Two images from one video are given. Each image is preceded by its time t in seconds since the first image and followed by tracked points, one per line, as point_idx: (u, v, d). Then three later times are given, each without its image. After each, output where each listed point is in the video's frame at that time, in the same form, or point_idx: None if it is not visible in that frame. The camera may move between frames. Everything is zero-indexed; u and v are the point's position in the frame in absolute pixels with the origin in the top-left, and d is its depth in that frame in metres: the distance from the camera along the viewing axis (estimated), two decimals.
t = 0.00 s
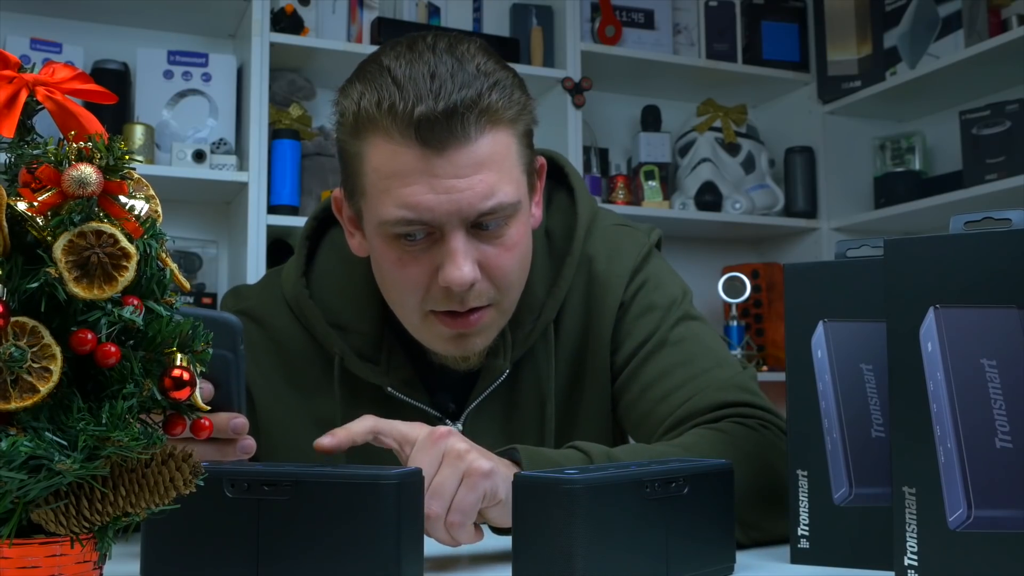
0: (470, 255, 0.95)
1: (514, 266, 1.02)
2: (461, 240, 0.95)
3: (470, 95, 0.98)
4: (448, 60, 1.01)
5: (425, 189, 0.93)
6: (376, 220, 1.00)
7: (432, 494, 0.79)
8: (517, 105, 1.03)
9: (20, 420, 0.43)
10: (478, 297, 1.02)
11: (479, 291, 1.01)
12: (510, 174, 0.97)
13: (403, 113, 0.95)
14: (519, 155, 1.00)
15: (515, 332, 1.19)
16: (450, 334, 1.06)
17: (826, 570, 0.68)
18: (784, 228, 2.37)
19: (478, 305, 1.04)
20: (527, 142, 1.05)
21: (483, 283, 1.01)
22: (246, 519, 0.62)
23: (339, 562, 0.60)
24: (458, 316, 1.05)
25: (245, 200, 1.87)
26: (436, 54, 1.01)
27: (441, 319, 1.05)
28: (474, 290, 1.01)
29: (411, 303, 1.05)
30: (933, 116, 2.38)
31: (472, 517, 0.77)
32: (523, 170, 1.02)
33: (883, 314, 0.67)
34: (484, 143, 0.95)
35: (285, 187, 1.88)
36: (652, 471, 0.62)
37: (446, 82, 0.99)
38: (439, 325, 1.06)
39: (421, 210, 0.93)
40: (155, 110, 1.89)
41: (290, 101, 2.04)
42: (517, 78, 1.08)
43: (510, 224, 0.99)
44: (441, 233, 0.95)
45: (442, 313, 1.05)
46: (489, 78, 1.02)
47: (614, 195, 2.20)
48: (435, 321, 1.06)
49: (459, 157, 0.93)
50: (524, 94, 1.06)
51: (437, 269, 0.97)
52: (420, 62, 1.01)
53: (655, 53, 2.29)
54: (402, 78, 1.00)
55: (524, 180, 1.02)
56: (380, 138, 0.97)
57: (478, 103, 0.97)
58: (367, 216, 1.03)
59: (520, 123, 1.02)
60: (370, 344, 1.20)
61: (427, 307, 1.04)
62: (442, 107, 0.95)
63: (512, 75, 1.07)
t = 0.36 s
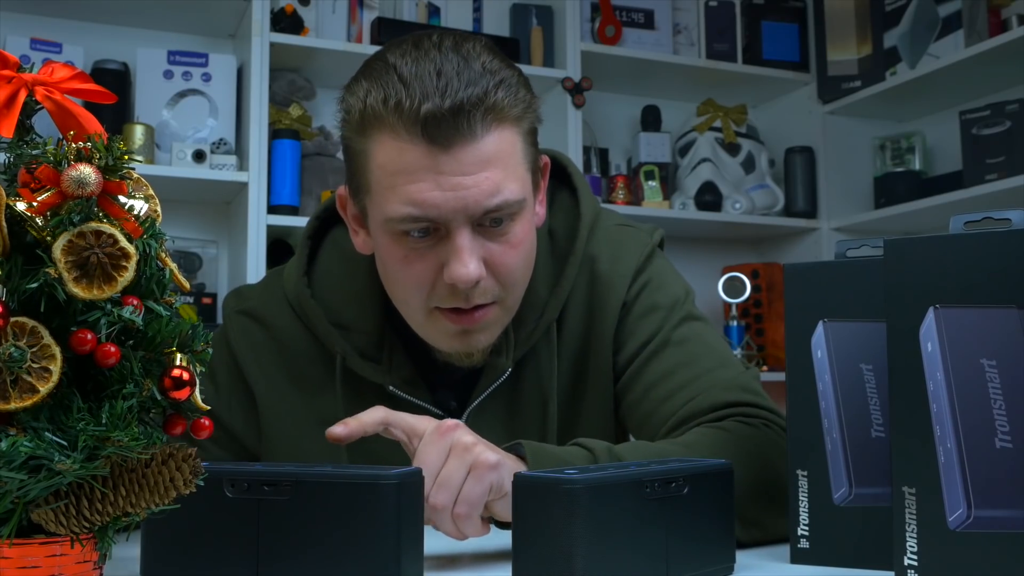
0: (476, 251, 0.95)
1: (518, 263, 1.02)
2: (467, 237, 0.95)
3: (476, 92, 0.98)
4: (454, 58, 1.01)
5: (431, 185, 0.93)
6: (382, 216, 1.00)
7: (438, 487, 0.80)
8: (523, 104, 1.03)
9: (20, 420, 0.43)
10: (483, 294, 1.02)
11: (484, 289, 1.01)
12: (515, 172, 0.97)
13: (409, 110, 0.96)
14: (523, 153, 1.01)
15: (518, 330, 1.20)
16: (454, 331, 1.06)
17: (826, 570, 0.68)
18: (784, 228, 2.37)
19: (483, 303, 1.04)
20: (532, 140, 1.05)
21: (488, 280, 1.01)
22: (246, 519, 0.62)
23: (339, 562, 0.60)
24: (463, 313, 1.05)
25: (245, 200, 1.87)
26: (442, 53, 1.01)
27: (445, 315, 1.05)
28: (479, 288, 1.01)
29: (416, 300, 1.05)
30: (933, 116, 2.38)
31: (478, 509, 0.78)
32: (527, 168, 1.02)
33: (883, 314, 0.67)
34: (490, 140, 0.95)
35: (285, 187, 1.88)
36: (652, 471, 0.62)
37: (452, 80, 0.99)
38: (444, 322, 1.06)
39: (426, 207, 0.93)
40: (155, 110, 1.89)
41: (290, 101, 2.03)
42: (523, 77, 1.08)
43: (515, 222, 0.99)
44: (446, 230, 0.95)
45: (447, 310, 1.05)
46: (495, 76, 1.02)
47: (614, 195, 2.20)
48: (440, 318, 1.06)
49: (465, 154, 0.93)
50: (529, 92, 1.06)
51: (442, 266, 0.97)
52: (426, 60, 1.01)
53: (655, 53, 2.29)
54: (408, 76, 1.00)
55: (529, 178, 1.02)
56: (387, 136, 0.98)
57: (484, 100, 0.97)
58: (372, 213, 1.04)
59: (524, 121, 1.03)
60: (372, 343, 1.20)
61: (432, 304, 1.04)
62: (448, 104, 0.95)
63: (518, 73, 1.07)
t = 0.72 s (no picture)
0: (480, 250, 0.95)
1: (521, 265, 1.02)
2: (472, 235, 0.95)
3: (495, 92, 0.98)
4: (478, 57, 1.02)
5: (443, 181, 0.93)
6: (390, 206, 1.00)
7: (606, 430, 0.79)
8: (540, 108, 1.03)
9: (20, 419, 0.43)
10: (485, 293, 1.02)
11: (486, 288, 1.01)
12: (527, 175, 0.97)
13: (428, 104, 0.96)
14: (536, 157, 1.01)
15: (524, 336, 1.19)
16: (453, 326, 1.06)
17: (826, 570, 0.68)
18: (784, 228, 2.37)
19: (483, 301, 1.04)
20: (545, 145, 1.05)
21: (490, 280, 1.00)
22: (245, 519, 0.62)
23: (339, 562, 0.60)
24: (463, 309, 1.05)
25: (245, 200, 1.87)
26: (467, 50, 1.02)
27: (445, 311, 1.05)
28: (480, 286, 1.00)
29: (418, 293, 1.04)
30: (933, 116, 2.38)
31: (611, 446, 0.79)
32: (539, 173, 1.02)
33: (883, 314, 0.67)
34: (504, 142, 0.95)
35: (285, 187, 1.88)
36: (651, 470, 0.62)
37: (474, 78, 1.00)
38: (443, 317, 1.06)
39: (435, 201, 0.93)
40: (155, 110, 1.89)
41: (291, 101, 2.03)
42: (543, 82, 1.09)
43: (522, 224, 0.99)
44: (452, 226, 0.95)
45: (446, 305, 1.05)
46: (515, 78, 1.03)
47: (614, 195, 2.20)
48: (440, 313, 1.06)
49: (480, 153, 0.93)
50: (548, 98, 1.06)
51: (445, 262, 0.97)
52: (449, 57, 1.02)
53: (655, 53, 2.29)
54: (430, 69, 1.01)
55: (539, 182, 1.02)
56: (403, 126, 0.98)
57: (501, 101, 0.97)
58: (381, 201, 1.04)
59: (540, 125, 1.03)
60: (371, 341, 1.19)
61: (432, 299, 1.04)
62: (467, 102, 0.95)
63: (539, 78, 1.07)
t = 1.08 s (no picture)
0: (481, 235, 0.95)
1: (524, 256, 1.02)
2: (475, 219, 0.95)
3: (512, 83, 0.98)
4: (500, 48, 1.03)
5: (451, 163, 0.94)
6: (400, 184, 1.00)
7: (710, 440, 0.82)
8: (557, 104, 1.03)
9: (20, 419, 0.43)
10: (485, 277, 1.02)
11: (486, 272, 1.01)
12: (536, 167, 0.98)
13: (444, 88, 0.97)
14: (548, 152, 1.01)
15: (535, 331, 1.19)
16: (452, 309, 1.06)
17: (826, 570, 0.68)
18: (784, 228, 2.37)
19: (484, 286, 1.04)
20: (560, 141, 1.05)
21: (491, 266, 1.01)
22: (246, 519, 0.62)
23: (340, 562, 0.60)
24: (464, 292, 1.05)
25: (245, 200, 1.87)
26: (490, 41, 1.03)
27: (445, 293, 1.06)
28: (480, 270, 1.01)
29: (419, 272, 1.05)
30: (933, 116, 2.38)
31: (699, 426, 0.86)
32: (550, 167, 1.02)
33: (884, 315, 0.67)
34: (516, 131, 0.96)
35: (285, 187, 1.89)
36: (650, 469, 0.62)
37: (492, 68, 1.00)
38: (443, 299, 1.06)
39: (442, 181, 0.94)
40: (155, 110, 1.89)
41: (291, 101, 2.03)
42: (566, 79, 1.09)
43: (528, 215, 0.99)
44: (457, 209, 0.96)
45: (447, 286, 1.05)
46: (536, 71, 1.03)
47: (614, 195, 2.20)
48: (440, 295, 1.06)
49: (490, 140, 0.94)
50: (569, 96, 1.07)
51: (448, 243, 0.98)
52: (473, 45, 1.03)
53: (655, 53, 2.29)
54: (453, 56, 1.02)
55: (549, 176, 1.02)
56: (420, 107, 0.99)
57: (516, 92, 0.98)
58: (394, 178, 1.04)
59: (555, 120, 1.03)
60: (385, 332, 1.19)
61: (433, 279, 1.05)
62: (481, 90, 0.96)
63: (562, 75, 1.08)
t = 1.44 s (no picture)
0: (505, 232, 0.95)
1: (546, 253, 1.02)
2: (499, 217, 0.95)
3: (534, 83, 0.98)
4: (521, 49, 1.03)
5: (476, 162, 0.94)
6: (422, 183, 1.00)
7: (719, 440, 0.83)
8: (578, 103, 1.03)
9: (20, 419, 0.43)
10: (507, 274, 1.02)
11: (508, 270, 1.01)
12: (558, 165, 0.98)
13: (468, 88, 0.97)
14: (569, 150, 1.01)
15: (552, 340, 1.18)
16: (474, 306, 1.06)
17: (826, 570, 0.68)
18: (784, 228, 2.37)
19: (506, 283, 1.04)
20: (579, 140, 1.05)
21: (514, 263, 1.01)
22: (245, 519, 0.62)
23: (339, 562, 0.60)
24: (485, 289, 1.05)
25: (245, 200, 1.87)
26: (511, 41, 1.03)
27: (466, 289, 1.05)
28: (503, 267, 1.01)
29: (441, 270, 1.05)
30: (932, 116, 2.38)
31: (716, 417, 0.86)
32: (570, 166, 1.02)
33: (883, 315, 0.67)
34: (539, 131, 0.96)
35: (285, 187, 1.89)
36: (582, 436, 0.70)
37: (514, 68, 1.01)
38: (464, 296, 1.06)
39: (467, 179, 0.94)
40: (155, 110, 1.89)
41: (291, 101, 2.03)
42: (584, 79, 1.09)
43: (550, 212, 0.99)
44: (481, 207, 0.96)
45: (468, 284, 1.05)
46: (556, 71, 1.03)
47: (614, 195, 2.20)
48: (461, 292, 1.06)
49: (514, 139, 0.94)
50: (587, 96, 1.07)
51: (472, 241, 0.98)
52: (495, 46, 1.03)
53: (655, 53, 2.29)
54: (475, 56, 1.02)
55: (569, 175, 1.02)
56: (443, 107, 0.99)
57: (539, 91, 0.98)
58: (414, 177, 1.04)
59: (576, 119, 1.03)
60: (398, 332, 1.18)
61: (455, 277, 1.04)
62: (505, 89, 0.96)
63: (581, 76, 1.08)
